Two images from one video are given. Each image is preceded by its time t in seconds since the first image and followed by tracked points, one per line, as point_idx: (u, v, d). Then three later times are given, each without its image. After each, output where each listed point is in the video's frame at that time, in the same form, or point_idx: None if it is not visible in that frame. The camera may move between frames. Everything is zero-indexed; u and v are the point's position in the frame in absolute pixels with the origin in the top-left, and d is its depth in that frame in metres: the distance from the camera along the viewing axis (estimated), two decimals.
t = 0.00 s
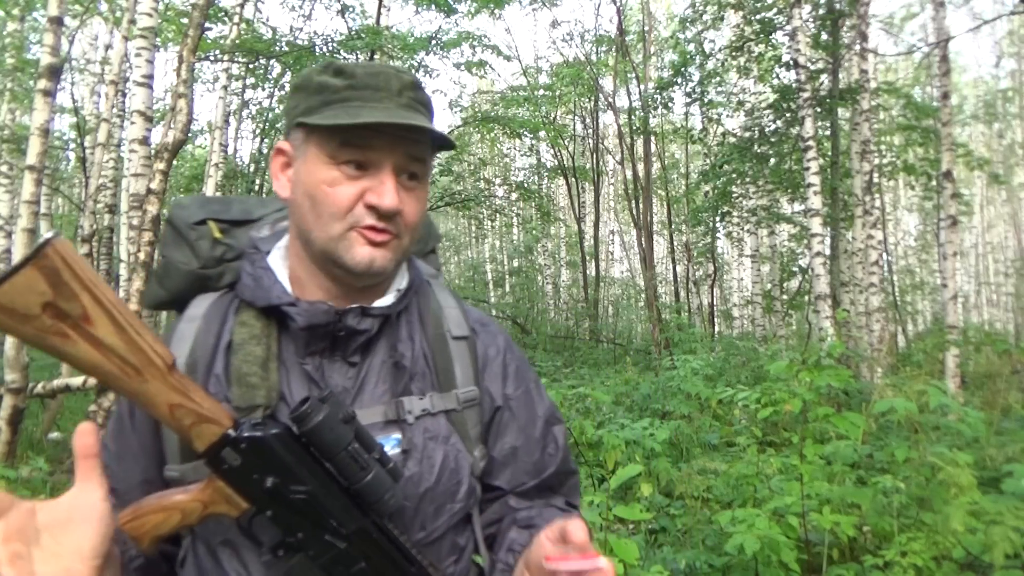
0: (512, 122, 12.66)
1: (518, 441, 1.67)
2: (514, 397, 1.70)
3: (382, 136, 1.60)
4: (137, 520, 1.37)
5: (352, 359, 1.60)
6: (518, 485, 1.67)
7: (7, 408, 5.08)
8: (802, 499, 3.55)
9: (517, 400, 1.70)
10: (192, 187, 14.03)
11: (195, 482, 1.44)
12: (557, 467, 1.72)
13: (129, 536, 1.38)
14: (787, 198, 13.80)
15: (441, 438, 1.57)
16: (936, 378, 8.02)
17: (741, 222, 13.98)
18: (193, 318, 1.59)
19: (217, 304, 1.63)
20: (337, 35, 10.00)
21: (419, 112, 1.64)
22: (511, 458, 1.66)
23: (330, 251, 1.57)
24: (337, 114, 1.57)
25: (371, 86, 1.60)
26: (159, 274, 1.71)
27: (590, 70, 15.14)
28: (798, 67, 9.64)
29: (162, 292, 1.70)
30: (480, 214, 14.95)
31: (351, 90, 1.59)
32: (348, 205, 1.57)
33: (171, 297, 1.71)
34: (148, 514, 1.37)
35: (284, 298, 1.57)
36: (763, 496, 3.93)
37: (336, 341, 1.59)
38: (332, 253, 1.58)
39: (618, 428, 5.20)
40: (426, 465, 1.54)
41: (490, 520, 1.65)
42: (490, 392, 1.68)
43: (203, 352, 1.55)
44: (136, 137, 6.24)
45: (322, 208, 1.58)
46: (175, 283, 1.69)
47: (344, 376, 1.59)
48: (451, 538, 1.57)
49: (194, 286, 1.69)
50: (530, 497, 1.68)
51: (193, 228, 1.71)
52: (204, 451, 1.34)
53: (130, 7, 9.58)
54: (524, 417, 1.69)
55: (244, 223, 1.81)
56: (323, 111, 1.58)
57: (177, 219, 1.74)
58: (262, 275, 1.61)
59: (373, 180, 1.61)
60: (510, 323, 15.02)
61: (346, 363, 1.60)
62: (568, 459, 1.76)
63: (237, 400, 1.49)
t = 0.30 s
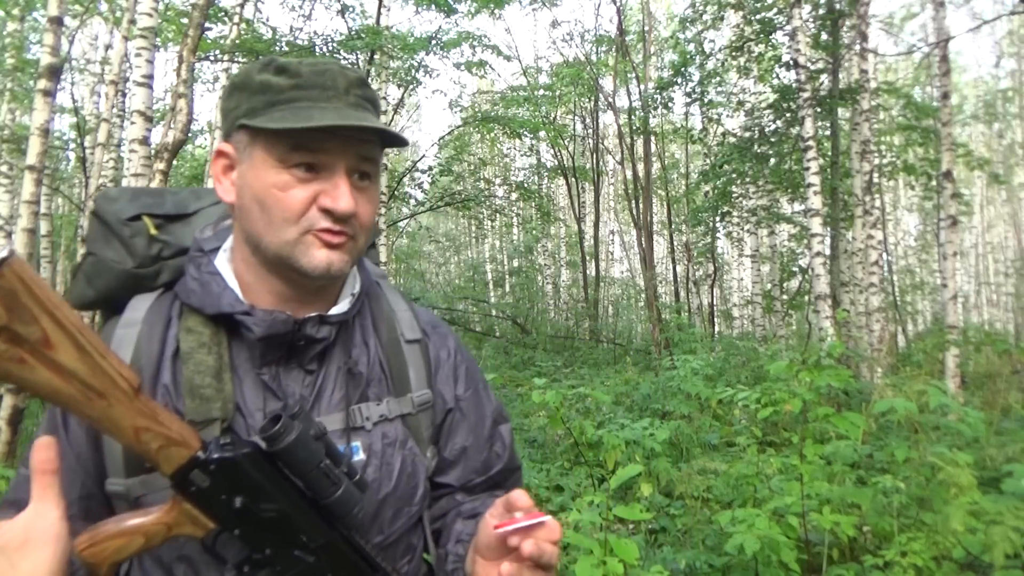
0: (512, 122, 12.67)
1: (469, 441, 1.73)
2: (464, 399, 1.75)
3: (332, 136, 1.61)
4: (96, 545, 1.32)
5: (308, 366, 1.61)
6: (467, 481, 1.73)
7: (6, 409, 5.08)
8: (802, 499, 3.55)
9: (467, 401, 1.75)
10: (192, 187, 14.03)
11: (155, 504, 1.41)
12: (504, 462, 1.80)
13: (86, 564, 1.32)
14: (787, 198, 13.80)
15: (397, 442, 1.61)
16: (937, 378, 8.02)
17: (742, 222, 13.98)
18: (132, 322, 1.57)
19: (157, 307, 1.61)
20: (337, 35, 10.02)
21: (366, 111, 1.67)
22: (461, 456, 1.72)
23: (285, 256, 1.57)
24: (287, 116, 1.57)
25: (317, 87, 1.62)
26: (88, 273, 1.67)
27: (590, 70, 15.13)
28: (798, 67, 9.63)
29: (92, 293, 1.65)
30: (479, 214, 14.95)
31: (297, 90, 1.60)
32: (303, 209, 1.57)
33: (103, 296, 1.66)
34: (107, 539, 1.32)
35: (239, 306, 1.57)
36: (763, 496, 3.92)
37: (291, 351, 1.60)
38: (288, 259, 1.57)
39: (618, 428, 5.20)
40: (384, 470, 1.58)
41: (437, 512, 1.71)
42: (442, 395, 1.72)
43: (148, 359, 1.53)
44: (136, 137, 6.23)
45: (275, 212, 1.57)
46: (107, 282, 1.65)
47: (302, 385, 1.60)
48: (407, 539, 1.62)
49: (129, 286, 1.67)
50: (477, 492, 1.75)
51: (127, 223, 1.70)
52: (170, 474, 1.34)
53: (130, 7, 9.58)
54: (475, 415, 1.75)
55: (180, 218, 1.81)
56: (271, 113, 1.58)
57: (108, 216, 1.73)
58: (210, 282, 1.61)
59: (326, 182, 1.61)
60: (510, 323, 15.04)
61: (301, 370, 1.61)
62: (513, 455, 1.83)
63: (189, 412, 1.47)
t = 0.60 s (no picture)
0: (512, 122, 12.66)
1: (474, 439, 1.71)
2: (469, 398, 1.74)
3: (353, 142, 1.62)
4: (102, 529, 1.31)
5: (314, 362, 1.62)
6: (473, 481, 1.71)
7: (7, 408, 5.08)
8: (802, 499, 3.55)
9: (471, 400, 1.74)
10: (192, 187, 14.05)
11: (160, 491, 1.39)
12: (510, 463, 1.78)
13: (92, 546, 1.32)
14: (787, 198, 13.80)
15: (401, 438, 1.60)
16: (937, 378, 8.03)
17: (741, 222, 13.99)
18: (144, 321, 1.57)
19: (167, 307, 1.61)
20: (337, 35, 10.03)
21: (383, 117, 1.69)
22: (467, 455, 1.70)
23: (305, 258, 1.57)
24: (311, 122, 1.58)
25: (335, 94, 1.64)
26: (100, 276, 1.64)
27: (590, 70, 15.11)
28: (798, 67, 9.64)
29: (104, 296, 1.62)
30: (480, 214, 14.95)
31: (316, 97, 1.61)
32: (325, 213, 1.57)
33: (115, 299, 1.64)
34: (113, 522, 1.31)
35: (243, 303, 1.58)
36: (763, 496, 3.92)
37: (296, 348, 1.61)
38: (309, 260, 1.57)
39: (617, 428, 5.20)
40: (389, 465, 1.57)
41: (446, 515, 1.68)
42: (447, 393, 1.71)
43: (158, 355, 1.54)
44: (135, 136, 6.22)
45: (297, 216, 1.57)
46: (119, 285, 1.62)
47: (307, 380, 1.60)
48: (411, 535, 1.60)
49: (140, 288, 1.64)
50: (485, 492, 1.72)
51: (139, 226, 1.66)
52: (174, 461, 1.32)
53: (130, 7, 9.58)
54: (478, 414, 1.74)
55: (192, 220, 1.77)
56: (294, 119, 1.59)
57: (121, 218, 1.70)
58: (218, 280, 1.61)
59: (348, 187, 1.62)
60: (510, 323, 15.06)
61: (307, 365, 1.62)
62: (520, 456, 1.81)
63: (197, 405, 1.48)
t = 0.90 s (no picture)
0: (512, 122, 12.62)
1: (506, 442, 1.72)
2: (503, 400, 1.73)
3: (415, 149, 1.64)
4: (155, 512, 1.38)
5: (357, 360, 1.64)
6: (502, 485, 1.70)
7: (7, 408, 5.08)
8: (802, 499, 3.55)
9: (505, 403, 1.74)
10: (192, 187, 14.05)
11: (209, 478, 1.46)
12: (541, 468, 1.77)
13: (142, 530, 1.37)
14: (787, 198, 13.79)
15: (441, 436, 1.61)
16: (937, 378, 8.01)
17: (741, 222, 13.98)
18: (197, 318, 1.62)
19: (219, 305, 1.66)
20: (337, 36, 10.04)
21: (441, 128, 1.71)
22: (497, 457, 1.70)
23: (363, 259, 1.59)
24: (378, 129, 1.59)
25: (399, 103, 1.64)
26: (158, 275, 1.73)
27: (590, 70, 15.09)
28: (798, 67, 9.64)
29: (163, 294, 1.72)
30: (480, 214, 14.94)
31: (382, 105, 1.62)
32: (386, 215, 1.58)
33: (171, 298, 1.72)
34: (165, 507, 1.38)
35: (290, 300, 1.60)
36: (763, 496, 3.91)
37: (340, 344, 1.63)
38: (367, 261, 1.59)
39: (617, 428, 5.20)
40: (427, 462, 1.58)
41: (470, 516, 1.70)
42: (484, 394, 1.71)
43: (210, 350, 1.58)
44: (136, 137, 6.22)
45: (359, 217, 1.57)
46: (174, 285, 1.70)
47: (349, 377, 1.62)
48: (447, 532, 1.62)
49: (194, 288, 1.71)
50: (508, 497, 1.72)
51: (194, 229, 1.73)
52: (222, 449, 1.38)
53: (130, 7, 9.58)
54: (510, 419, 1.73)
55: (244, 224, 1.82)
56: (362, 125, 1.60)
57: (178, 221, 1.77)
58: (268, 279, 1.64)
59: (408, 191, 1.63)
60: (510, 323, 15.07)
61: (351, 364, 1.64)
62: (550, 462, 1.81)
63: (245, 398, 1.52)
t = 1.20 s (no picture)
0: (512, 121, 12.60)
1: (536, 447, 1.79)
2: (534, 406, 1.83)
3: (404, 151, 1.64)
4: (200, 501, 1.39)
5: (392, 363, 1.67)
6: (534, 491, 1.77)
7: (7, 408, 5.08)
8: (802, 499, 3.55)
9: (534, 408, 1.83)
10: (192, 187, 14.05)
11: (251, 472, 1.46)
12: (571, 474, 1.85)
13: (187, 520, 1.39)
14: (787, 198, 13.78)
15: (472, 440, 1.64)
16: (937, 378, 8.00)
17: (741, 222, 13.98)
18: (241, 316, 1.65)
19: (262, 305, 1.69)
20: (337, 35, 10.05)
21: (444, 130, 1.68)
22: (527, 461, 1.77)
23: (355, 261, 1.66)
24: (366, 131, 1.63)
25: (398, 106, 1.66)
26: (204, 274, 1.80)
27: (590, 70, 15.09)
28: (798, 67, 9.64)
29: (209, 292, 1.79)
30: (480, 214, 14.94)
31: (380, 109, 1.65)
32: (370, 216, 1.64)
33: (217, 297, 1.79)
34: (209, 497, 1.39)
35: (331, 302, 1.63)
36: (763, 496, 3.90)
37: (377, 349, 1.65)
38: (357, 263, 1.66)
39: (618, 428, 5.20)
40: (458, 465, 1.61)
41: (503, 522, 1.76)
42: (515, 401, 1.79)
43: (253, 347, 1.61)
44: (136, 137, 6.22)
45: (347, 217, 1.66)
46: (219, 283, 1.78)
47: (385, 379, 1.65)
48: (475, 535, 1.63)
49: (238, 286, 1.79)
50: (541, 503, 1.78)
51: (240, 231, 1.86)
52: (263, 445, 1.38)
53: (130, 7, 9.58)
54: (541, 422, 1.82)
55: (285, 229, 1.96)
56: (354, 128, 1.65)
57: (225, 225, 1.91)
58: (311, 281, 1.68)
59: (397, 193, 1.66)
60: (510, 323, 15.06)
61: (386, 367, 1.66)
62: (581, 469, 1.89)
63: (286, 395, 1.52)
